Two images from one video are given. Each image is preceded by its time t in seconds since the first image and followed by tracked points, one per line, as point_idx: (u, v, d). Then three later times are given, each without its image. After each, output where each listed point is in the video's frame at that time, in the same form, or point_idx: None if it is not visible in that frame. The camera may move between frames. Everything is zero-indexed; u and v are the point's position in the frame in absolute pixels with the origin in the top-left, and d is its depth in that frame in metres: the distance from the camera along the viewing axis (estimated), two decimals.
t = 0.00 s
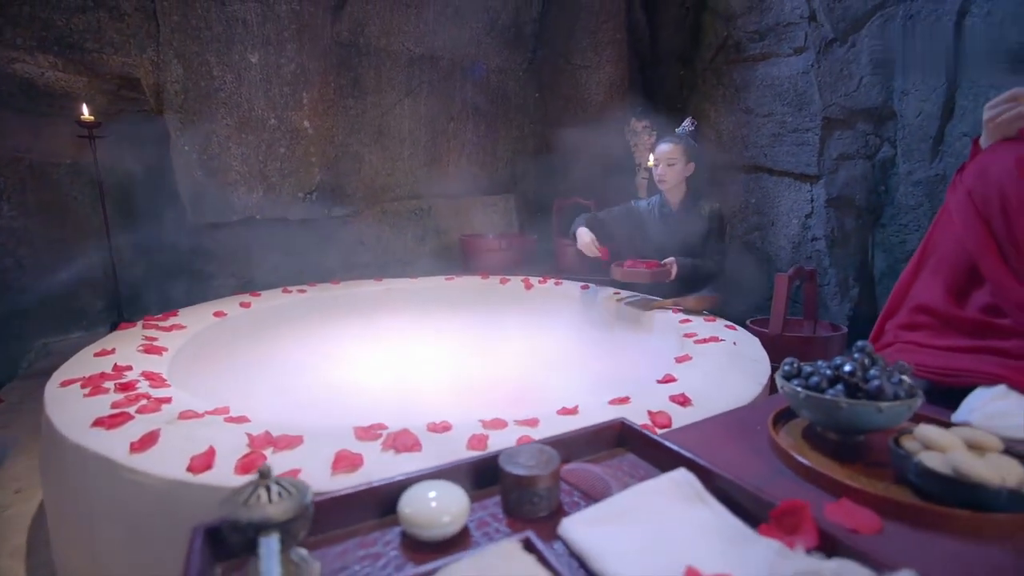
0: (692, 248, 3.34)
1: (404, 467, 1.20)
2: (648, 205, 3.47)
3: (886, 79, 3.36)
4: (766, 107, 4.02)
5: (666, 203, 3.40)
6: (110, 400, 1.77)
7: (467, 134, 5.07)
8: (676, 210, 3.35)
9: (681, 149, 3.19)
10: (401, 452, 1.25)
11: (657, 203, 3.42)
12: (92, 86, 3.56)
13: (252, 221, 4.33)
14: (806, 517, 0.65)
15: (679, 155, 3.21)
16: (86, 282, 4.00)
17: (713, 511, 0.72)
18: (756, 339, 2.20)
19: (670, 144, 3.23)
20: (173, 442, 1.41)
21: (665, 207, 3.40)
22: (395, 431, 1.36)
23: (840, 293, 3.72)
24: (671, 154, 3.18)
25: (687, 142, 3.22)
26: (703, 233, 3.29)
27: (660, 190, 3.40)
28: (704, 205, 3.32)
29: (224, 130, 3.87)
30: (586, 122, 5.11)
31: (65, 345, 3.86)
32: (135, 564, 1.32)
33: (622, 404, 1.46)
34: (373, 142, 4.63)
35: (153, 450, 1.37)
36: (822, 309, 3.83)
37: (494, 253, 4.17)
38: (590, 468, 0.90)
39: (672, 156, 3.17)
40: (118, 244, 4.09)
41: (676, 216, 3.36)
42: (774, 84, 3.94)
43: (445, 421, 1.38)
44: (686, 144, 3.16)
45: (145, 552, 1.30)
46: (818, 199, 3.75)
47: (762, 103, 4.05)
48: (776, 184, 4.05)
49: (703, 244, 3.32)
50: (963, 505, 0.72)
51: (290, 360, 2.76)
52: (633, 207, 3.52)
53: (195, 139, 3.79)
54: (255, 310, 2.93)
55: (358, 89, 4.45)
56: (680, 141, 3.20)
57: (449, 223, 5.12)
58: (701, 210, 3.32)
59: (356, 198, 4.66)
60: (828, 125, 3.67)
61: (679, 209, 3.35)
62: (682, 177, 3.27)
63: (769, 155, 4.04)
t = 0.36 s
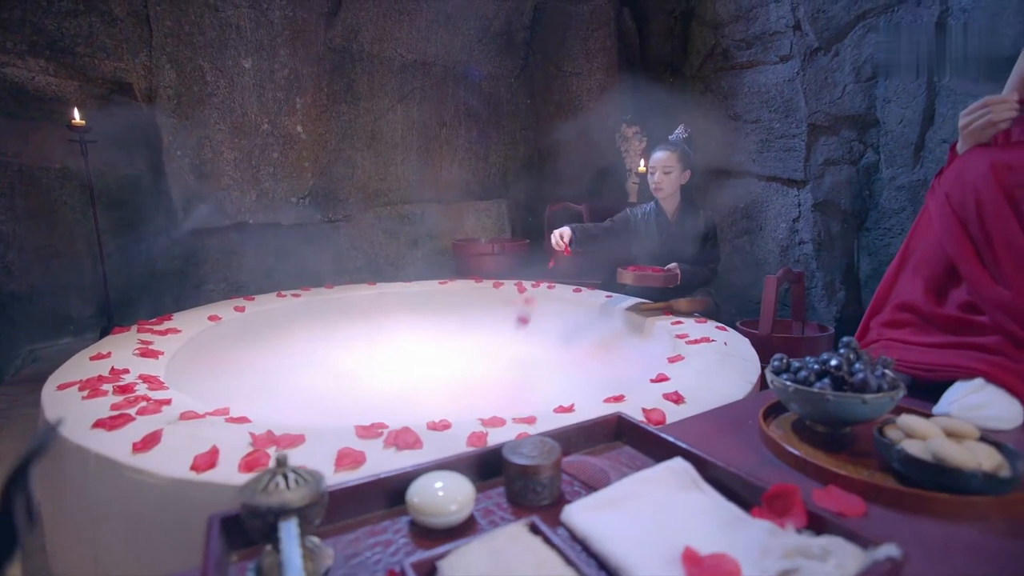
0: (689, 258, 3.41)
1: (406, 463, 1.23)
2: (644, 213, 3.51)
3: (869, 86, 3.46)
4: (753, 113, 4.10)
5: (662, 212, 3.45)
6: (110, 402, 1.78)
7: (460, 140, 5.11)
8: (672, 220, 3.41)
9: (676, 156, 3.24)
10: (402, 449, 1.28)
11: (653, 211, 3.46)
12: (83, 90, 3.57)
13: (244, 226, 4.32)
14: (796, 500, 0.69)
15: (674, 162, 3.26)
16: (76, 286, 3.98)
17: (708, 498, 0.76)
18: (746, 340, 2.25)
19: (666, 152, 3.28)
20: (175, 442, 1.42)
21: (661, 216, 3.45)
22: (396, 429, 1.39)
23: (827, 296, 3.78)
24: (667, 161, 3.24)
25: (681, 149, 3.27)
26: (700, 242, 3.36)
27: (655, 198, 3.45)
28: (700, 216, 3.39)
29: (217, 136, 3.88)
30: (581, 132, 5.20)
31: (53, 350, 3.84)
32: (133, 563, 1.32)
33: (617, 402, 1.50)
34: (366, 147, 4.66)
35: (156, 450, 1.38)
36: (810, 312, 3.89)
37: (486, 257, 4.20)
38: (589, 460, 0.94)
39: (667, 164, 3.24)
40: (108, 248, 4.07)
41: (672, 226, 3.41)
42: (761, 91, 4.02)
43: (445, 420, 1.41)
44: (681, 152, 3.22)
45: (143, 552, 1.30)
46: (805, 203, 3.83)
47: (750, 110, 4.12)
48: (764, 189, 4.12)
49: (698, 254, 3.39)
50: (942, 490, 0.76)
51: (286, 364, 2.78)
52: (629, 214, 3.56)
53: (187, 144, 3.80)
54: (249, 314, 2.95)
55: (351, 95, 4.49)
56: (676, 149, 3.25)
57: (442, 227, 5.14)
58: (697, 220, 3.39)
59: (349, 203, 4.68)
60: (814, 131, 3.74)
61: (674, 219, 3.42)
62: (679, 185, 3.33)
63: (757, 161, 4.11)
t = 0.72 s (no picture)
0: (675, 265, 3.45)
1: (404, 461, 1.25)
2: (632, 220, 3.55)
3: (850, 95, 3.56)
4: (739, 121, 4.18)
5: (651, 221, 3.50)
6: (104, 406, 1.78)
7: (451, 147, 5.15)
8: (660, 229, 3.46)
9: (663, 165, 3.29)
10: (400, 448, 1.30)
11: (641, 219, 3.51)
12: (70, 95, 3.62)
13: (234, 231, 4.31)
14: (782, 488, 0.72)
15: (660, 171, 3.31)
16: (62, 292, 3.95)
17: (699, 487, 0.79)
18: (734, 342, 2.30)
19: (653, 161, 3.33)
20: (173, 444, 1.43)
21: (649, 224, 3.50)
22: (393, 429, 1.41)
23: (812, 299, 3.85)
24: (654, 171, 3.29)
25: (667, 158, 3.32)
26: (687, 249, 3.40)
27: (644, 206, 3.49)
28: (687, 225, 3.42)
29: (208, 141, 3.88)
30: (570, 136, 5.26)
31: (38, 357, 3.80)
32: (127, 563, 1.33)
33: (609, 401, 1.53)
34: (357, 154, 4.68)
35: (154, 452, 1.39)
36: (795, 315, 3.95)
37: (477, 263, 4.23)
38: (584, 455, 0.97)
39: (654, 173, 3.28)
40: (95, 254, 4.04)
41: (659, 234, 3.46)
42: (746, 99, 4.10)
43: (442, 420, 1.44)
44: (667, 161, 3.26)
45: (138, 551, 1.31)
46: (790, 209, 3.89)
47: (736, 118, 4.20)
48: (750, 195, 4.20)
49: (685, 261, 3.43)
50: (920, 478, 0.80)
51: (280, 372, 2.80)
52: (616, 221, 3.61)
53: (178, 149, 3.80)
54: (241, 318, 2.95)
55: (342, 101, 4.51)
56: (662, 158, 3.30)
57: (434, 233, 5.17)
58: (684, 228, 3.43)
59: (340, 209, 4.68)
60: (798, 139, 3.81)
61: (661, 227, 3.46)
62: (666, 194, 3.38)
63: (743, 168, 4.19)
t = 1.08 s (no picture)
0: (664, 271, 3.52)
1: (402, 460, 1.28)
2: (620, 227, 3.60)
3: (833, 104, 3.64)
4: (726, 129, 4.29)
5: (638, 228, 3.55)
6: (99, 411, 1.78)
7: (442, 153, 5.17)
8: (648, 235, 3.51)
9: (647, 173, 3.35)
10: (398, 448, 1.33)
11: (627, 226, 3.56)
12: (58, 100, 3.56)
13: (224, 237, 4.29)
14: (769, 478, 0.76)
15: (645, 179, 3.37)
16: (49, 298, 3.92)
17: (690, 479, 0.83)
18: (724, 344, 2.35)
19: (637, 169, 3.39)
20: (172, 446, 1.44)
21: (637, 231, 3.54)
22: (391, 430, 1.43)
23: (799, 303, 3.91)
24: (637, 178, 3.35)
25: (653, 166, 3.38)
26: (676, 252, 3.48)
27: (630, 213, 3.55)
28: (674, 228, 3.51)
29: (199, 147, 3.88)
30: (560, 143, 5.34)
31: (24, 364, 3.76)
32: (124, 566, 1.34)
33: (602, 402, 1.57)
34: (349, 160, 4.70)
35: (152, 455, 1.40)
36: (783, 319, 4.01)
37: (469, 268, 4.26)
38: (580, 450, 1.00)
39: (638, 181, 3.34)
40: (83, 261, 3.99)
41: (647, 240, 3.51)
42: (733, 107, 4.21)
43: (438, 421, 1.47)
44: (652, 168, 3.33)
45: (135, 554, 1.33)
46: (776, 215, 3.98)
47: (724, 125, 4.31)
48: (737, 201, 4.29)
49: (674, 266, 3.51)
50: (900, 469, 0.84)
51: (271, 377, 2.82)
52: (604, 227, 3.65)
53: (168, 155, 3.79)
54: (234, 323, 2.96)
55: (334, 108, 4.54)
56: (647, 166, 3.36)
57: (426, 240, 5.18)
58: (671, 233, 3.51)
59: (332, 215, 4.70)
60: (783, 147, 3.91)
61: (649, 232, 3.51)
62: (651, 202, 3.43)
63: (731, 175, 4.28)
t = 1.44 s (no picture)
0: (655, 277, 3.57)
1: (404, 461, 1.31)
2: (611, 234, 3.65)
3: (821, 113, 3.72)
4: (716, 137, 4.36)
5: (629, 234, 3.60)
6: (99, 415, 1.80)
7: (436, 161, 5.19)
8: (639, 241, 3.55)
9: (636, 181, 3.39)
10: (399, 449, 1.36)
11: (619, 233, 3.61)
12: (53, 107, 3.58)
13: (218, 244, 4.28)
14: (760, 471, 0.80)
15: (634, 187, 3.40)
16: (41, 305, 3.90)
17: (686, 474, 0.86)
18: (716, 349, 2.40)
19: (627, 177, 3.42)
20: (175, 449, 1.46)
21: (628, 237, 3.60)
22: (391, 432, 1.46)
23: (789, 309, 3.96)
24: (627, 187, 3.38)
25: (641, 173, 3.41)
26: (666, 258, 3.52)
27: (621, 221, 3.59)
28: (663, 234, 3.54)
29: (194, 154, 3.90)
30: (553, 151, 5.41)
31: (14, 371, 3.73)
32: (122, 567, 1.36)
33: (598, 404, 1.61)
34: (343, 167, 4.73)
35: (156, 457, 1.42)
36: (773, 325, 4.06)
37: (463, 274, 4.29)
38: (580, 448, 1.04)
39: (628, 189, 3.38)
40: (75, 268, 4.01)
41: (639, 247, 3.56)
42: (723, 117, 4.29)
43: (438, 423, 1.50)
44: (640, 176, 3.36)
45: (136, 555, 1.34)
46: (766, 223, 4.03)
47: (713, 133, 4.38)
48: (728, 208, 4.36)
49: (665, 271, 3.55)
50: (884, 463, 0.89)
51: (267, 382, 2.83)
52: (595, 234, 3.70)
53: (164, 162, 3.80)
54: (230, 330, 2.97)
55: (329, 116, 4.57)
56: (636, 174, 3.39)
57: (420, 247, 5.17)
58: (661, 239, 3.54)
59: (326, 223, 4.71)
60: (772, 155, 3.98)
61: (640, 240, 3.56)
62: (641, 210, 3.47)
63: (721, 182, 4.35)
